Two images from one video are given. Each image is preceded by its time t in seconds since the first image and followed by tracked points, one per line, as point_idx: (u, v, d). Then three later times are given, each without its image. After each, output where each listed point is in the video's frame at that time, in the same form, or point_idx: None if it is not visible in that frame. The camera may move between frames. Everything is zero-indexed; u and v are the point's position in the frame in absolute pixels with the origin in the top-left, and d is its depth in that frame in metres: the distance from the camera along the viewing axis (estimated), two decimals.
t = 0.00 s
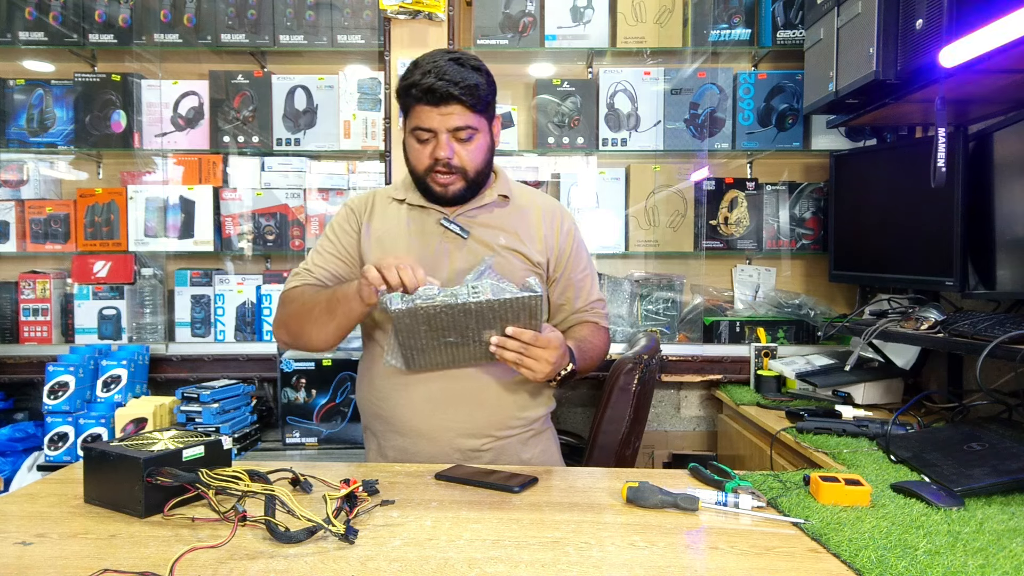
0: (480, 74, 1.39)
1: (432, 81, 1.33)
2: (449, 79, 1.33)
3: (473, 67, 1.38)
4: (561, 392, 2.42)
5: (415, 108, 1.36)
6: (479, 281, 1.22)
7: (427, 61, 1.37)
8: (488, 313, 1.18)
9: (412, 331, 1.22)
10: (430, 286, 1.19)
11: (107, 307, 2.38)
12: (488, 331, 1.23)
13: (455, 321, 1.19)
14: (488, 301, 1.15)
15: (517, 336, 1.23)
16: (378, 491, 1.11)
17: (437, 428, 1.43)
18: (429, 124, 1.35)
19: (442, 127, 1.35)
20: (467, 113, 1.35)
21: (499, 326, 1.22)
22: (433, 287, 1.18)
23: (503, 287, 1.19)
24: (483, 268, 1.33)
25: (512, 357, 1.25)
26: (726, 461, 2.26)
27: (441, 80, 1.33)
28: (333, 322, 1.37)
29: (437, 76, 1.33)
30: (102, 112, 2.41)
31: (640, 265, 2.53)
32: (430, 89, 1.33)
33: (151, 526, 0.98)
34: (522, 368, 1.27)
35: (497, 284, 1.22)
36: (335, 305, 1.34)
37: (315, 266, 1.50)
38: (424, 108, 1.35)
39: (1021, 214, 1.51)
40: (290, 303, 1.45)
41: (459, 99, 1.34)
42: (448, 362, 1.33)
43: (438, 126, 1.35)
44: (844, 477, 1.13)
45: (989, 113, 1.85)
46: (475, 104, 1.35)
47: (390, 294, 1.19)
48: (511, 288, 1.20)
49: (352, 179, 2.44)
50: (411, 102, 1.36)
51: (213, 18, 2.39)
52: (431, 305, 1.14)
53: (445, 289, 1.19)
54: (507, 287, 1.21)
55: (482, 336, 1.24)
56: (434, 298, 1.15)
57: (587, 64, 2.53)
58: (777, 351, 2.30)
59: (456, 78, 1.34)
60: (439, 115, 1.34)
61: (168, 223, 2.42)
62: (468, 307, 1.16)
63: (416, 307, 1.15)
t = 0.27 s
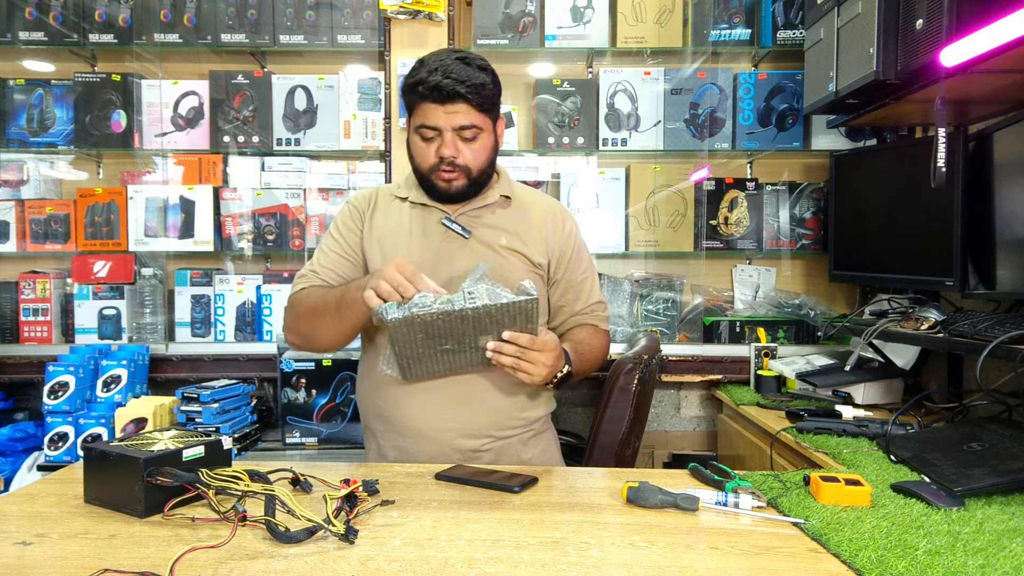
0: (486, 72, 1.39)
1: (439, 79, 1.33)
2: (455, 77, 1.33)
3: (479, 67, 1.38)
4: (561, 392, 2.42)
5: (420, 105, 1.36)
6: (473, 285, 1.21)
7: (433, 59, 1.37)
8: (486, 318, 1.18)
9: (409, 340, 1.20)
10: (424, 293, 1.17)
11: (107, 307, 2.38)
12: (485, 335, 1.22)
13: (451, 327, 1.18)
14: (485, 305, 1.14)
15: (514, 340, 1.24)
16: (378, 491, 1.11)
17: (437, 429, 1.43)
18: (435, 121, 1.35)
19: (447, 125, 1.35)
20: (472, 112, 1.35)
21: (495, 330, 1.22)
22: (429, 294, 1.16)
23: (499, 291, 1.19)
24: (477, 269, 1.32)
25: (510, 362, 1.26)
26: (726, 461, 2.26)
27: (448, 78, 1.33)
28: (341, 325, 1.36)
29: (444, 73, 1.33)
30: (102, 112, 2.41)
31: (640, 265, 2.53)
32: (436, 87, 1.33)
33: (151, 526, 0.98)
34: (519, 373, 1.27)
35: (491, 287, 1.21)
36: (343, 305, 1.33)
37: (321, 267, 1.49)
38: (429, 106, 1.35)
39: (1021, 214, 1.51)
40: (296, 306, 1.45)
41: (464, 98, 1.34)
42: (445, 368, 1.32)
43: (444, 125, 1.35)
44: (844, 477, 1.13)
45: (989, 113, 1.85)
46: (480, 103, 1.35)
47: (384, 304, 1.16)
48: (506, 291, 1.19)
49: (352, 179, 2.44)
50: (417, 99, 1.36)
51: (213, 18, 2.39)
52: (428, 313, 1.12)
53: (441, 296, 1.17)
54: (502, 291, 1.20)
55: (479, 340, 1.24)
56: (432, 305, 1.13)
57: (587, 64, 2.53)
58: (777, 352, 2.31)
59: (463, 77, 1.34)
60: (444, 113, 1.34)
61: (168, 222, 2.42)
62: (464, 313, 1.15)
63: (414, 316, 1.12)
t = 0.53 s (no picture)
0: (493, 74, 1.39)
1: (447, 79, 1.33)
2: (464, 78, 1.34)
3: (487, 68, 1.38)
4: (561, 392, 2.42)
5: (427, 105, 1.36)
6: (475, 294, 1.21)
7: (442, 59, 1.37)
8: (487, 328, 1.18)
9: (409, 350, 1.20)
10: (427, 303, 1.17)
11: (107, 307, 2.38)
12: (486, 346, 1.23)
13: (453, 337, 1.18)
14: (488, 316, 1.15)
15: (514, 348, 1.23)
16: (378, 491, 1.11)
17: (437, 430, 1.43)
18: (442, 121, 1.35)
19: (454, 126, 1.35)
20: (479, 114, 1.36)
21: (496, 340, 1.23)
22: (431, 304, 1.16)
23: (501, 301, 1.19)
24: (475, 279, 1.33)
25: (510, 369, 1.25)
26: (726, 461, 2.26)
27: (457, 79, 1.33)
28: (344, 327, 1.36)
29: (452, 74, 1.33)
30: (102, 112, 2.41)
31: (640, 265, 2.53)
32: (445, 88, 1.33)
33: (151, 526, 0.98)
34: (519, 380, 1.28)
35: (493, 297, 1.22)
36: (344, 308, 1.33)
37: (322, 267, 1.49)
38: (437, 106, 1.35)
39: (1021, 214, 1.51)
40: (298, 306, 1.44)
41: (473, 99, 1.34)
42: (442, 376, 1.32)
43: (450, 126, 1.35)
44: (844, 477, 1.13)
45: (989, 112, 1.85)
46: (487, 105, 1.36)
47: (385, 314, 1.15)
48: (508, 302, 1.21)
49: (352, 179, 2.44)
50: (425, 99, 1.36)
51: (213, 18, 2.39)
52: (432, 323, 1.12)
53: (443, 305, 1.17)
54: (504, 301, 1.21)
55: (479, 351, 1.24)
56: (435, 316, 1.13)
57: (587, 64, 2.53)
58: (777, 352, 2.31)
59: (472, 78, 1.34)
60: (452, 114, 1.35)
61: (168, 223, 2.42)
62: (467, 323, 1.15)
63: (416, 326, 1.12)
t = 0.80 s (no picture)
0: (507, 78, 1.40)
1: (466, 80, 1.32)
2: (482, 80, 1.33)
3: (503, 72, 1.38)
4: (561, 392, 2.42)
5: (442, 104, 1.35)
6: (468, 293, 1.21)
7: (459, 59, 1.36)
8: (485, 325, 1.19)
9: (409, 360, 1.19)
10: (422, 310, 1.16)
11: (107, 307, 2.38)
12: (485, 342, 1.24)
13: (451, 339, 1.18)
14: (485, 312, 1.15)
15: (514, 342, 1.25)
16: (378, 491, 1.11)
17: (437, 430, 1.43)
18: (457, 122, 1.35)
19: (468, 127, 1.35)
20: (494, 116, 1.36)
21: (494, 335, 1.23)
22: (426, 309, 1.15)
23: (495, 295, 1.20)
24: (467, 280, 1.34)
25: (512, 364, 1.27)
26: (726, 461, 2.26)
27: (475, 80, 1.33)
28: (343, 318, 1.35)
29: (471, 76, 1.33)
30: (102, 111, 2.41)
31: (640, 265, 2.53)
32: (464, 89, 1.32)
33: (151, 526, 0.98)
34: (523, 374, 1.28)
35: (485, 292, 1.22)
36: (347, 300, 1.32)
37: (322, 260, 1.48)
38: (452, 106, 1.34)
39: (1021, 214, 1.51)
40: (296, 298, 1.43)
41: (489, 102, 1.34)
42: (445, 381, 1.32)
43: (465, 127, 1.35)
44: (844, 477, 1.13)
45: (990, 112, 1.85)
46: (503, 108, 1.36)
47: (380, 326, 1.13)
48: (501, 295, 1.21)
49: (352, 179, 2.44)
50: (440, 98, 1.35)
51: (213, 18, 2.39)
52: (429, 328, 1.11)
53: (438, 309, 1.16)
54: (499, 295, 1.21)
55: (479, 348, 1.25)
56: (433, 320, 1.12)
57: (587, 64, 2.53)
58: (777, 351, 2.31)
59: (489, 81, 1.34)
60: (467, 115, 1.34)
61: (167, 222, 2.42)
62: (465, 322, 1.15)
63: (415, 333, 1.11)
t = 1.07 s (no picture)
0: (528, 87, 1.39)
1: (490, 87, 1.31)
2: (506, 88, 1.32)
3: (525, 80, 1.37)
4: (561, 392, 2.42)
5: (463, 108, 1.33)
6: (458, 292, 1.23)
7: (482, 64, 1.34)
8: (481, 321, 1.21)
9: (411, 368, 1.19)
10: (417, 315, 1.17)
11: (107, 307, 2.38)
12: (483, 340, 1.26)
13: (450, 340, 1.19)
14: (480, 307, 1.18)
15: (512, 337, 1.28)
16: (378, 491, 1.11)
17: (437, 431, 1.43)
18: (476, 128, 1.33)
19: (487, 134, 1.34)
20: (513, 125, 1.35)
21: (491, 332, 1.26)
22: (423, 314, 1.16)
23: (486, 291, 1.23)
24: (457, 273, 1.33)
25: (511, 361, 1.28)
26: (726, 461, 2.26)
27: (499, 87, 1.31)
28: (325, 309, 1.34)
29: (496, 83, 1.31)
30: (102, 111, 2.41)
31: (640, 265, 2.53)
32: (488, 96, 1.31)
33: (151, 526, 0.98)
34: (524, 369, 1.29)
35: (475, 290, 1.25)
36: (330, 293, 1.32)
37: (317, 250, 1.48)
38: (473, 111, 1.33)
39: (1021, 214, 1.51)
40: (283, 285, 1.43)
41: (511, 110, 1.33)
42: (449, 388, 1.33)
43: (484, 133, 1.34)
44: (844, 477, 1.13)
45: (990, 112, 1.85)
46: (523, 118, 1.36)
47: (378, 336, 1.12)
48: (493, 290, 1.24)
49: (352, 179, 2.44)
50: (462, 102, 1.33)
51: (213, 18, 2.39)
52: (429, 330, 1.12)
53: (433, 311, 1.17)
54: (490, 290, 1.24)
55: (478, 347, 1.27)
56: (432, 322, 1.13)
57: (587, 63, 2.53)
58: (777, 351, 2.31)
59: (513, 90, 1.33)
60: (487, 121, 1.33)
61: (167, 222, 2.42)
62: (463, 320, 1.17)
63: (416, 336, 1.12)
